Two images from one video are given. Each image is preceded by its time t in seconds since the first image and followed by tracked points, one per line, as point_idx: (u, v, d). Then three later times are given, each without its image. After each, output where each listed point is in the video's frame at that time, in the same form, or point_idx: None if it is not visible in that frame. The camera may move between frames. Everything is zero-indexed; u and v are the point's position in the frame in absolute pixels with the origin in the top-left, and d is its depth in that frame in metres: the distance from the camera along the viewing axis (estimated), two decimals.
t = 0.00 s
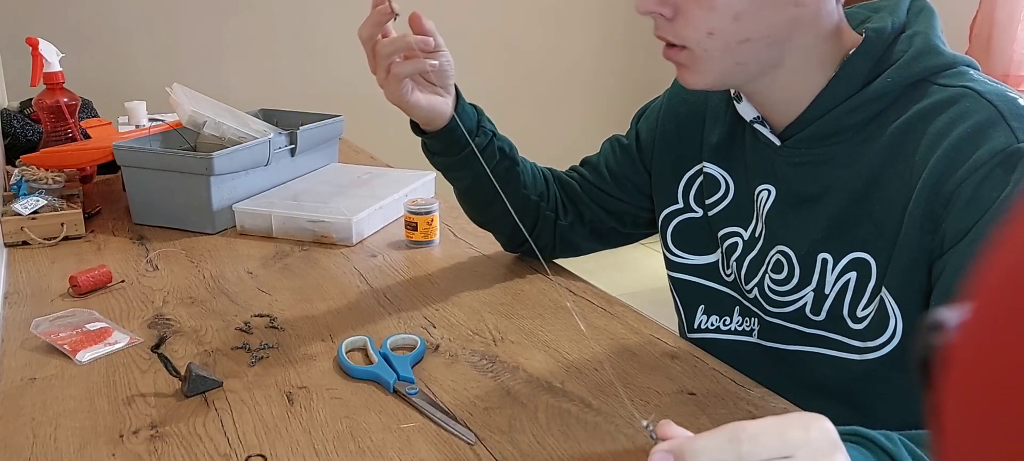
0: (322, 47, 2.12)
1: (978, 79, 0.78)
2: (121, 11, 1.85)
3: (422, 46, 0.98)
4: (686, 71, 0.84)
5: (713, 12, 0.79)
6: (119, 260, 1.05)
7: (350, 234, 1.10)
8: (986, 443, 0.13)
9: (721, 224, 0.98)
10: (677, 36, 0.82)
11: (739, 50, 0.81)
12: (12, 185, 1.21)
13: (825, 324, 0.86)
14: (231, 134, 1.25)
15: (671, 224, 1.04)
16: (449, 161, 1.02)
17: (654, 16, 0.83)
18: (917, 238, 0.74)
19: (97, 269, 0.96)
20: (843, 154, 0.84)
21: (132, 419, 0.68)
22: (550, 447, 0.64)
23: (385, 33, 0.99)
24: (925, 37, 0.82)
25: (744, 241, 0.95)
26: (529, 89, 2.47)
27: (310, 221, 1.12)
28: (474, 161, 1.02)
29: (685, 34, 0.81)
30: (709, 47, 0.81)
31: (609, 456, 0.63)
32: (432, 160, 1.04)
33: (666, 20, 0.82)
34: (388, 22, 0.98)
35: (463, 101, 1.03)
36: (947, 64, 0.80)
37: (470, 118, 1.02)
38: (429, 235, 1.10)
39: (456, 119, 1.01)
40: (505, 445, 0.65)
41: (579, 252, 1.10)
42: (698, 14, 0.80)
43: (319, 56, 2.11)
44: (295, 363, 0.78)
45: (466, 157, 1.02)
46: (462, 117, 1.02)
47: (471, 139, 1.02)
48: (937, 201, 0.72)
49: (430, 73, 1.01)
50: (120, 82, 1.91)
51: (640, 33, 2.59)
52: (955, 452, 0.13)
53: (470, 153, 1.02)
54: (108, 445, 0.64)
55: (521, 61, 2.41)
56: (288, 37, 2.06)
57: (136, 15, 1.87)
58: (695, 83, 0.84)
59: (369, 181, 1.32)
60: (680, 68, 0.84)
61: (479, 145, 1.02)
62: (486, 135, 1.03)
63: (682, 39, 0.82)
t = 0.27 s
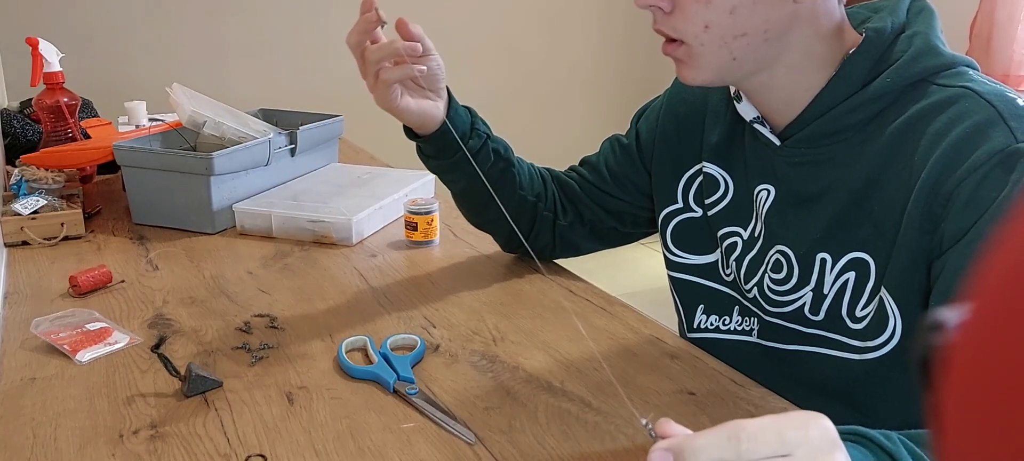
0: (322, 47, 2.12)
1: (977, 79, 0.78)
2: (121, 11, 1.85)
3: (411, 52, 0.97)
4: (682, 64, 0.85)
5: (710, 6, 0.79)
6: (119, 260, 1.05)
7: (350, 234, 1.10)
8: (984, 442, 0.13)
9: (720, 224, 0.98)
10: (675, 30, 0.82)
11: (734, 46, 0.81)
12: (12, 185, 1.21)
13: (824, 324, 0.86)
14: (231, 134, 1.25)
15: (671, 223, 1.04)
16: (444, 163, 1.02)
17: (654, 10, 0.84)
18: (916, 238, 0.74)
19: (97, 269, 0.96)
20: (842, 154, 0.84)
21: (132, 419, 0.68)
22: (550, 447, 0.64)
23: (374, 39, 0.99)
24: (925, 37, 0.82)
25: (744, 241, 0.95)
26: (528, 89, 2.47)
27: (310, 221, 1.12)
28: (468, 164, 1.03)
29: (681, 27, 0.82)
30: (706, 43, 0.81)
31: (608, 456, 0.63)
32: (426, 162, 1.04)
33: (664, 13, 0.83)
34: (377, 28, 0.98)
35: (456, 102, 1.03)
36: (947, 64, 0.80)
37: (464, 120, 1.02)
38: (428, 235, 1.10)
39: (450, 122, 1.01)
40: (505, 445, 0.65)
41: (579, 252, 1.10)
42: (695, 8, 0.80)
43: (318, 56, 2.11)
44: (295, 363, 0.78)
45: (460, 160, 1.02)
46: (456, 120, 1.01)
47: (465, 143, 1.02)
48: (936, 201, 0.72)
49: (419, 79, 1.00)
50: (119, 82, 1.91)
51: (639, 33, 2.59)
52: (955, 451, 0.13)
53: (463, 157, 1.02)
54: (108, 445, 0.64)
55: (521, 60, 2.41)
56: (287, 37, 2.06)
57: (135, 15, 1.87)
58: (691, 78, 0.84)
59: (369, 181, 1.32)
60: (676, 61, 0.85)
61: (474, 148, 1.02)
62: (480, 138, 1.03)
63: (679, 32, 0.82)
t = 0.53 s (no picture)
0: (322, 47, 2.12)
1: (978, 79, 0.78)
2: (121, 11, 1.85)
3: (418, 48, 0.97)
4: (686, 58, 0.85)
5: None
6: (119, 260, 1.05)
7: (350, 234, 1.10)
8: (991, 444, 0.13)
9: (720, 223, 0.98)
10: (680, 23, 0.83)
11: (742, 42, 0.82)
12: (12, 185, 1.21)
13: (824, 323, 0.86)
14: (231, 134, 1.25)
15: (671, 223, 1.04)
16: (444, 166, 1.02)
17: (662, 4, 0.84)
18: (916, 237, 0.74)
19: (97, 269, 0.96)
20: (842, 153, 0.84)
21: (132, 419, 0.68)
22: (550, 448, 0.64)
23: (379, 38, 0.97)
24: (926, 37, 0.82)
25: (744, 240, 0.95)
26: (529, 89, 2.47)
27: (310, 221, 1.12)
28: (468, 166, 1.02)
29: (687, 21, 0.82)
30: (715, 37, 0.81)
31: (609, 456, 0.63)
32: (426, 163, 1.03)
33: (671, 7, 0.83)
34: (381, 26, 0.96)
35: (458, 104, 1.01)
36: (947, 63, 0.80)
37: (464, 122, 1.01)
38: (428, 235, 1.10)
39: (450, 125, 1.00)
40: (505, 445, 0.65)
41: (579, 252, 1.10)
42: (702, 2, 0.81)
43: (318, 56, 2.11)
44: (295, 363, 0.78)
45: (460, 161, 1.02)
46: (456, 123, 1.00)
47: (465, 145, 1.02)
48: (936, 200, 0.72)
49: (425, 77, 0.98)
50: (120, 82, 1.91)
51: (640, 33, 2.59)
52: (954, 453, 0.13)
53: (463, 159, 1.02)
54: (108, 445, 0.64)
55: (521, 60, 2.41)
56: (288, 37, 2.06)
57: (135, 14, 1.87)
58: (696, 72, 0.85)
59: (369, 181, 1.32)
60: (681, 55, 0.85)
61: (473, 152, 1.02)
62: (482, 139, 1.03)
63: (685, 26, 0.82)
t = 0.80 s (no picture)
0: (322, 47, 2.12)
1: (976, 75, 0.78)
2: (121, 11, 1.85)
3: (469, 36, 0.95)
4: (755, 51, 0.79)
5: None
6: (119, 261, 1.05)
7: (350, 234, 1.10)
8: (989, 442, 0.13)
9: (721, 221, 0.98)
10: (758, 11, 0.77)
11: (812, 24, 0.79)
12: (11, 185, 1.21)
13: (825, 320, 0.86)
14: (231, 134, 1.25)
15: (671, 221, 1.04)
16: (470, 151, 1.03)
17: None
18: (916, 233, 0.74)
19: (97, 269, 0.96)
20: (843, 150, 0.84)
21: (132, 419, 0.68)
22: (549, 447, 0.64)
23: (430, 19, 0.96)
24: (925, 34, 0.82)
25: (746, 238, 0.95)
26: (529, 89, 2.47)
27: (310, 221, 1.12)
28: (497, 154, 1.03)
29: (769, 8, 0.77)
30: (793, 21, 0.78)
31: (609, 456, 0.63)
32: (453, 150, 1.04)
33: None
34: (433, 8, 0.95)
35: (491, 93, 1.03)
36: (945, 60, 0.80)
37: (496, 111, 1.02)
38: (429, 235, 1.10)
39: (484, 112, 1.01)
40: (505, 445, 0.65)
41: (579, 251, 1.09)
42: None
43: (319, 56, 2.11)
44: (295, 363, 0.78)
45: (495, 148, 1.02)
46: (490, 110, 1.01)
47: (494, 132, 1.02)
48: (934, 197, 0.72)
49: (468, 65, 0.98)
50: (120, 82, 1.91)
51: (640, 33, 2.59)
52: (954, 452, 0.13)
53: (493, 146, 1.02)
54: (108, 446, 0.64)
55: (521, 60, 2.41)
56: (288, 36, 2.06)
57: (135, 15, 1.87)
58: (763, 64, 0.80)
59: (369, 181, 1.32)
60: (743, 50, 0.80)
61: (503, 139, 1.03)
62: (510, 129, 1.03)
63: (766, 13, 0.77)
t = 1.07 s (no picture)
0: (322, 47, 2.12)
1: (975, 74, 0.78)
2: (121, 11, 1.85)
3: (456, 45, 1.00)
4: (770, 56, 0.79)
5: None
6: (119, 261, 1.05)
7: (350, 234, 1.10)
8: (990, 444, 0.13)
9: (722, 220, 0.98)
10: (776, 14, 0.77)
11: (827, 27, 0.80)
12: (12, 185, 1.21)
13: (826, 320, 0.86)
14: (231, 134, 1.25)
15: (672, 221, 1.04)
16: (475, 148, 1.03)
17: None
18: (916, 232, 0.74)
19: (96, 269, 0.96)
20: (845, 150, 0.83)
21: (132, 419, 0.68)
22: (550, 447, 0.64)
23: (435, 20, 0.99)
24: (925, 33, 0.82)
25: (747, 237, 0.95)
26: (529, 89, 2.47)
27: (310, 221, 1.12)
28: (505, 153, 1.03)
29: (790, 12, 0.77)
30: (812, 25, 0.78)
31: (609, 456, 0.63)
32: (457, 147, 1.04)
33: None
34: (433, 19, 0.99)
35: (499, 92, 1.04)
36: (944, 59, 0.80)
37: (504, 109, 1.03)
38: (429, 235, 1.10)
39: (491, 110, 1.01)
40: (505, 444, 0.64)
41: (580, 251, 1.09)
42: None
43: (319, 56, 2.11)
44: (295, 364, 0.78)
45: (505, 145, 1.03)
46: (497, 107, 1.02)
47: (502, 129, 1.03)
48: (934, 196, 0.72)
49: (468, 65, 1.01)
50: (120, 82, 1.91)
51: (640, 32, 2.59)
52: (956, 453, 0.13)
53: (502, 144, 1.03)
54: (108, 446, 0.64)
55: (521, 60, 2.41)
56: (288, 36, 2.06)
57: (135, 15, 1.87)
58: (777, 70, 0.80)
59: (369, 181, 1.32)
60: (757, 55, 0.80)
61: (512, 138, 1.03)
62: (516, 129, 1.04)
63: (785, 18, 0.77)
